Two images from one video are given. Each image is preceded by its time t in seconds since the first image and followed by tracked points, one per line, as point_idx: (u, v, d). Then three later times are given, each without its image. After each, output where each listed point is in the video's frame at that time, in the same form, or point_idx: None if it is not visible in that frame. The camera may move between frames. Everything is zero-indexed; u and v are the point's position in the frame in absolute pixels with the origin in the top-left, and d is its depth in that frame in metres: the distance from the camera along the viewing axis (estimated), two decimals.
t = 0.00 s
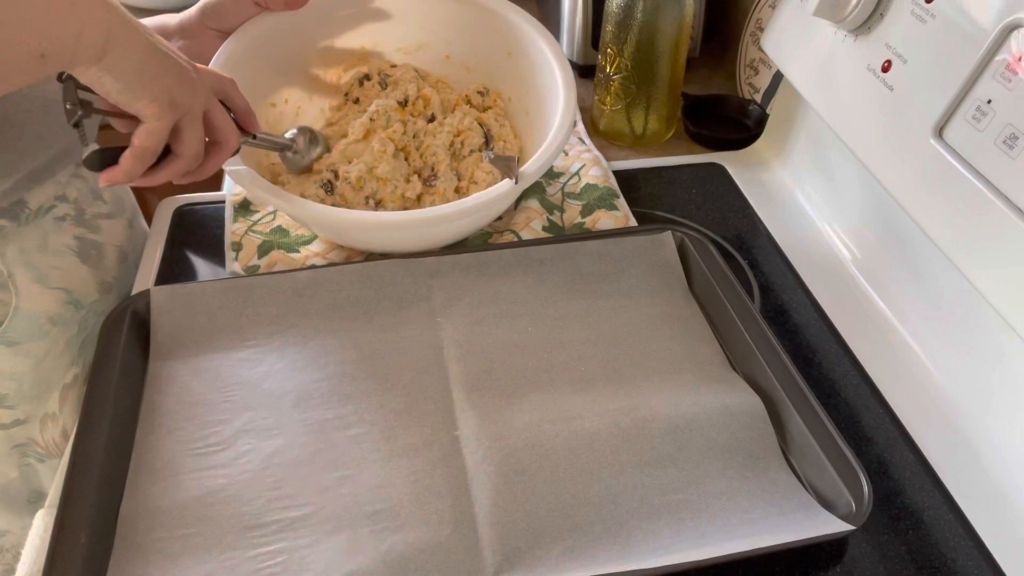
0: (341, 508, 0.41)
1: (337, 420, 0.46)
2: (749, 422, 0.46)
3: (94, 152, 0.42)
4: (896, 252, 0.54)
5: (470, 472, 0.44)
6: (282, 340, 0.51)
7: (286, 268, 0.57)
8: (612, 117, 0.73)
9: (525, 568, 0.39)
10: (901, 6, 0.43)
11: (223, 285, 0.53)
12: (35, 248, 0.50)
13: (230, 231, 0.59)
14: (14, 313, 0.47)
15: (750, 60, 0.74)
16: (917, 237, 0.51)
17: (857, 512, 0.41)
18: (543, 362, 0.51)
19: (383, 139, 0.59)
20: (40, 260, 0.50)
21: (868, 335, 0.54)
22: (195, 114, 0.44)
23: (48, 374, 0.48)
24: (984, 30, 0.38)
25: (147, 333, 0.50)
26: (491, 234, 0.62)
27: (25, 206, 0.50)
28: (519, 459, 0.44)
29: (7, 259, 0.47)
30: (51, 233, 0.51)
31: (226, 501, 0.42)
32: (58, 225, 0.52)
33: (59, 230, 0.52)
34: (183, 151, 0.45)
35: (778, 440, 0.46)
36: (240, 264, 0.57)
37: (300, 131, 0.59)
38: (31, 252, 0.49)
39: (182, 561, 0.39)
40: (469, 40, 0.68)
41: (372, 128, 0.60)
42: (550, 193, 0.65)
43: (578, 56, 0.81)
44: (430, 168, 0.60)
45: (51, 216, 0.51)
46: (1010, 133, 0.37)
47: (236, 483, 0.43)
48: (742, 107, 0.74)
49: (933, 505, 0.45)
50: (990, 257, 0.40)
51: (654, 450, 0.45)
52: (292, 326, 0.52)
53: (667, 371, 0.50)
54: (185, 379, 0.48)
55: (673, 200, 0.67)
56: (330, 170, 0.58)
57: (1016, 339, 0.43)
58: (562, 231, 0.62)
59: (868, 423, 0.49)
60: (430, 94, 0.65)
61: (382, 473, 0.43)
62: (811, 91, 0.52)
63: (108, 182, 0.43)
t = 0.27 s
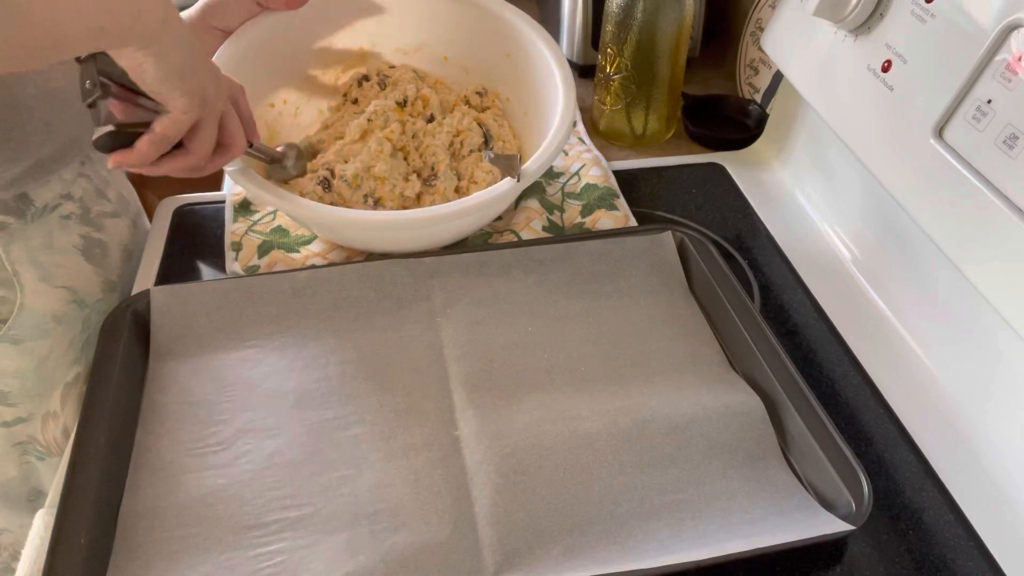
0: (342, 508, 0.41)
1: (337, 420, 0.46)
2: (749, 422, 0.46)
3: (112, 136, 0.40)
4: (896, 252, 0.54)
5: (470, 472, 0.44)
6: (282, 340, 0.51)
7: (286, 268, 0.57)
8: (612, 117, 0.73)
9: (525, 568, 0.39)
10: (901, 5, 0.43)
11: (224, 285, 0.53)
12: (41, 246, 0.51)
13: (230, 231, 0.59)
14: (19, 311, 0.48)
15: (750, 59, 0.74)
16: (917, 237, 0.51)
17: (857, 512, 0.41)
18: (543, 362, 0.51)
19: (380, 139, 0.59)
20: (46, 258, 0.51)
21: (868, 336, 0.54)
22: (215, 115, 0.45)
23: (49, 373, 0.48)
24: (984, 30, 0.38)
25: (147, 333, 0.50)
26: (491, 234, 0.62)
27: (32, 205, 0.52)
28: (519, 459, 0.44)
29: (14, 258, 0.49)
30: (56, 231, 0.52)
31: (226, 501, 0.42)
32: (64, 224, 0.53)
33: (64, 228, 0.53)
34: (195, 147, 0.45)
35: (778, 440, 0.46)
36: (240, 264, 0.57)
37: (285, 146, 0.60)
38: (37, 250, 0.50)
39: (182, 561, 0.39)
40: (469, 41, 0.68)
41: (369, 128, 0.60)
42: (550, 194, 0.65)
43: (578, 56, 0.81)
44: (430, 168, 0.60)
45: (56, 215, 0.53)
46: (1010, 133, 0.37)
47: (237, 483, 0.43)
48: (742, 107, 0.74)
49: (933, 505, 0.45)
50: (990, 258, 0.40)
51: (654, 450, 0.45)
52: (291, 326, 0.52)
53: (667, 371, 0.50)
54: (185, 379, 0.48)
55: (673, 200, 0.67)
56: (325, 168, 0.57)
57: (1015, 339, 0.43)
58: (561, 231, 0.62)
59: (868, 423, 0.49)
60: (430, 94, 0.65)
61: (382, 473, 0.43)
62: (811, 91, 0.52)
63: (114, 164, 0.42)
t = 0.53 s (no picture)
0: (342, 508, 0.41)
1: (337, 420, 0.46)
2: (749, 422, 0.46)
3: (122, 116, 0.40)
4: (896, 253, 0.54)
5: (470, 472, 0.44)
6: (282, 340, 0.51)
7: (286, 268, 0.57)
8: (612, 117, 0.73)
9: (525, 568, 0.39)
10: (901, 5, 0.43)
11: (224, 285, 0.53)
12: (49, 243, 0.51)
13: (230, 231, 0.59)
14: (26, 307, 0.48)
15: (750, 59, 0.74)
16: (917, 238, 0.51)
17: (857, 512, 0.41)
18: (543, 362, 0.51)
19: (382, 138, 0.59)
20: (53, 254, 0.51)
21: (868, 336, 0.54)
22: (228, 111, 0.46)
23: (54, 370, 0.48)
24: (984, 30, 0.38)
25: (147, 333, 0.50)
26: (491, 234, 0.62)
27: (39, 201, 0.52)
28: (519, 459, 0.44)
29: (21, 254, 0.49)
30: (64, 228, 0.53)
31: (227, 501, 0.42)
32: (70, 220, 0.53)
33: (72, 226, 0.53)
34: (205, 139, 0.45)
35: (778, 441, 0.46)
36: (240, 264, 0.57)
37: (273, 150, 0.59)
38: (44, 247, 0.51)
39: (182, 561, 0.39)
40: (470, 43, 0.68)
41: (371, 128, 0.60)
42: (550, 194, 0.65)
43: (577, 56, 0.81)
44: (431, 168, 0.60)
45: (64, 212, 0.53)
46: (1010, 133, 0.37)
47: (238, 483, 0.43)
48: (742, 108, 0.74)
49: (933, 506, 0.45)
50: (990, 258, 0.40)
51: (654, 450, 0.45)
52: (291, 326, 0.52)
53: (667, 371, 0.50)
54: (185, 379, 0.48)
55: (673, 200, 0.67)
56: (327, 167, 0.57)
57: (1015, 339, 0.43)
58: (561, 231, 0.62)
59: (868, 423, 0.49)
60: (431, 95, 0.65)
61: (382, 473, 0.43)
62: (811, 91, 0.52)
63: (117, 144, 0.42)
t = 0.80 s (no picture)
0: (342, 508, 0.41)
1: (337, 420, 0.46)
2: (749, 422, 0.46)
3: (135, 98, 0.42)
4: (896, 253, 0.54)
5: (470, 472, 0.44)
6: (282, 340, 0.51)
7: (286, 268, 0.57)
8: (612, 117, 0.73)
9: (524, 569, 0.39)
10: (901, 6, 0.43)
11: (223, 285, 0.53)
12: (61, 241, 0.51)
13: (230, 231, 0.59)
14: (39, 306, 0.48)
15: (750, 59, 0.74)
16: (917, 238, 0.51)
17: (857, 512, 0.41)
18: (543, 362, 0.51)
19: (384, 137, 0.59)
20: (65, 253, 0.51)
21: (868, 336, 0.54)
22: (236, 96, 0.46)
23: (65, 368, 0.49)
24: (983, 30, 0.38)
25: (147, 333, 0.50)
26: (491, 234, 0.62)
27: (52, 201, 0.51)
28: (519, 459, 0.44)
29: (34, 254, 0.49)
30: (76, 227, 0.53)
31: (227, 501, 0.42)
32: (82, 220, 0.53)
33: (83, 225, 0.53)
34: (213, 121, 0.45)
35: (778, 440, 0.46)
36: (240, 264, 0.57)
37: (267, 134, 0.60)
38: (57, 247, 0.50)
39: (181, 561, 0.39)
40: (473, 45, 0.68)
41: (374, 126, 0.60)
42: (550, 194, 0.65)
43: (577, 56, 0.81)
44: (433, 168, 0.60)
45: (75, 211, 0.53)
46: (1010, 133, 0.37)
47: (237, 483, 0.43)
48: (742, 108, 0.74)
49: (933, 506, 0.45)
50: (990, 258, 0.40)
51: (654, 450, 0.45)
52: (291, 326, 0.52)
53: (667, 372, 0.50)
54: (185, 379, 0.48)
55: (673, 200, 0.67)
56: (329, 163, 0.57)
57: (1015, 339, 0.43)
58: (561, 231, 0.62)
59: (868, 424, 0.49)
60: (435, 96, 0.65)
61: (382, 473, 0.43)
62: (811, 91, 0.52)
63: (132, 131, 0.43)
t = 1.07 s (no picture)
0: (342, 508, 0.41)
1: (337, 419, 0.46)
2: (749, 422, 0.46)
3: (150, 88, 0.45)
4: (896, 253, 0.54)
5: (470, 471, 0.44)
6: (282, 340, 0.51)
7: (286, 268, 0.57)
8: (612, 117, 0.73)
9: (525, 569, 0.39)
10: (901, 6, 0.43)
11: (223, 284, 0.53)
12: (69, 241, 0.51)
13: (230, 231, 0.59)
14: (49, 307, 0.48)
15: (750, 59, 0.74)
16: (918, 238, 0.51)
17: (857, 512, 0.41)
18: (543, 362, 0.51)
19: (385, 136, 0.59)
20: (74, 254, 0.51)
21: (868, 336, 0.54)
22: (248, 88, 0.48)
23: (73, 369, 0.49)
24: (983, 30, 0.38)
25: (147, 333, 0.50)
26: (491, 234, 0.62)
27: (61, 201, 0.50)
28: (519, 459, 0.44)
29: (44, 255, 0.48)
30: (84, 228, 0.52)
31: (227, 501, 0.42)
32: (90, 221, 0.53)
33: (91, 226, 0.53)
34: (224, 115, 0.47)
35: (778, 440, 0.46)
36: (240, 264, 0.57)
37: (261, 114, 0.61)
38: (65, 247, 0.50)
39: (182, 560, 0.39)
40: (476, 47, 0.68)
41: (375, 125, 0.60)
42: (550, 194, 0.65)
43: (577, 56, 0.81)
44: (434, 168, 0.60)
45: (84, 212, 0.52)
46: (1010, 133, 0.37)
47: (237, 483, 0.43)
48: (742, 108, 0.74)
49: (933, 506, 0.45)
50: (990, 258, 0.40)
51: (654, 450, 0.45)
52: (291, 326, 0.52)
53: (667, 372, 0.50)
54: (186, 379, 0.48)
55: (672, 199, 0.67)
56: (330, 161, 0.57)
57: (1015, 339, 0.43)
58: (561, 231, 0.62)
59: (868, 424, 0.49)
60: (438, 97, 0.65)
61: (382, 473, 0.43)
62: (811, 91, 0.52)
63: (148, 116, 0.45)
